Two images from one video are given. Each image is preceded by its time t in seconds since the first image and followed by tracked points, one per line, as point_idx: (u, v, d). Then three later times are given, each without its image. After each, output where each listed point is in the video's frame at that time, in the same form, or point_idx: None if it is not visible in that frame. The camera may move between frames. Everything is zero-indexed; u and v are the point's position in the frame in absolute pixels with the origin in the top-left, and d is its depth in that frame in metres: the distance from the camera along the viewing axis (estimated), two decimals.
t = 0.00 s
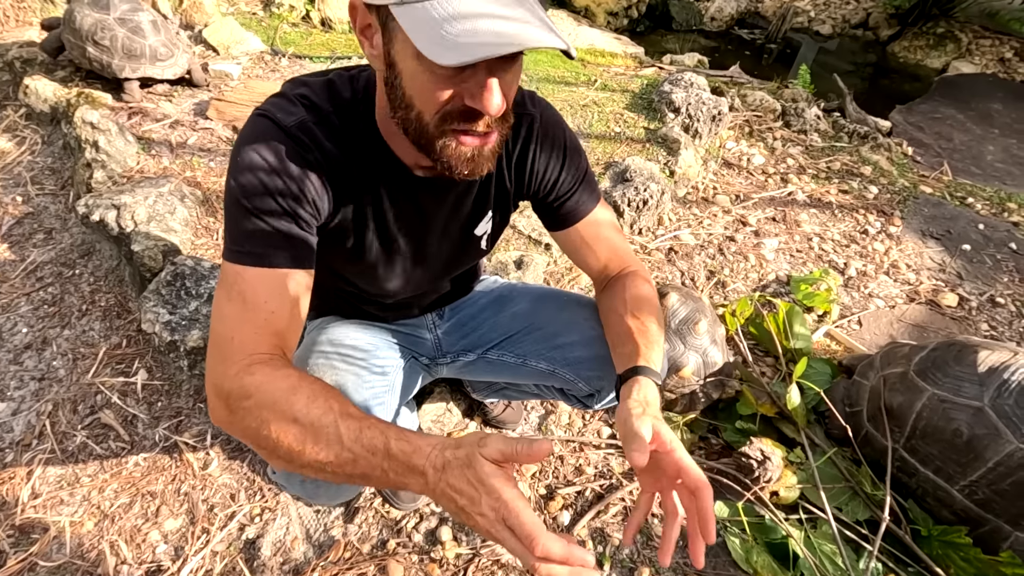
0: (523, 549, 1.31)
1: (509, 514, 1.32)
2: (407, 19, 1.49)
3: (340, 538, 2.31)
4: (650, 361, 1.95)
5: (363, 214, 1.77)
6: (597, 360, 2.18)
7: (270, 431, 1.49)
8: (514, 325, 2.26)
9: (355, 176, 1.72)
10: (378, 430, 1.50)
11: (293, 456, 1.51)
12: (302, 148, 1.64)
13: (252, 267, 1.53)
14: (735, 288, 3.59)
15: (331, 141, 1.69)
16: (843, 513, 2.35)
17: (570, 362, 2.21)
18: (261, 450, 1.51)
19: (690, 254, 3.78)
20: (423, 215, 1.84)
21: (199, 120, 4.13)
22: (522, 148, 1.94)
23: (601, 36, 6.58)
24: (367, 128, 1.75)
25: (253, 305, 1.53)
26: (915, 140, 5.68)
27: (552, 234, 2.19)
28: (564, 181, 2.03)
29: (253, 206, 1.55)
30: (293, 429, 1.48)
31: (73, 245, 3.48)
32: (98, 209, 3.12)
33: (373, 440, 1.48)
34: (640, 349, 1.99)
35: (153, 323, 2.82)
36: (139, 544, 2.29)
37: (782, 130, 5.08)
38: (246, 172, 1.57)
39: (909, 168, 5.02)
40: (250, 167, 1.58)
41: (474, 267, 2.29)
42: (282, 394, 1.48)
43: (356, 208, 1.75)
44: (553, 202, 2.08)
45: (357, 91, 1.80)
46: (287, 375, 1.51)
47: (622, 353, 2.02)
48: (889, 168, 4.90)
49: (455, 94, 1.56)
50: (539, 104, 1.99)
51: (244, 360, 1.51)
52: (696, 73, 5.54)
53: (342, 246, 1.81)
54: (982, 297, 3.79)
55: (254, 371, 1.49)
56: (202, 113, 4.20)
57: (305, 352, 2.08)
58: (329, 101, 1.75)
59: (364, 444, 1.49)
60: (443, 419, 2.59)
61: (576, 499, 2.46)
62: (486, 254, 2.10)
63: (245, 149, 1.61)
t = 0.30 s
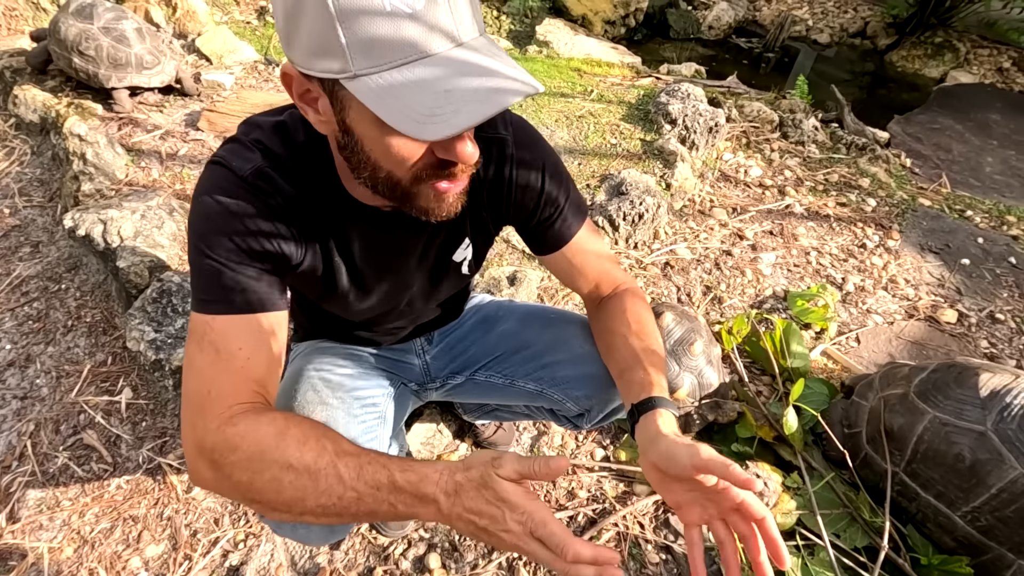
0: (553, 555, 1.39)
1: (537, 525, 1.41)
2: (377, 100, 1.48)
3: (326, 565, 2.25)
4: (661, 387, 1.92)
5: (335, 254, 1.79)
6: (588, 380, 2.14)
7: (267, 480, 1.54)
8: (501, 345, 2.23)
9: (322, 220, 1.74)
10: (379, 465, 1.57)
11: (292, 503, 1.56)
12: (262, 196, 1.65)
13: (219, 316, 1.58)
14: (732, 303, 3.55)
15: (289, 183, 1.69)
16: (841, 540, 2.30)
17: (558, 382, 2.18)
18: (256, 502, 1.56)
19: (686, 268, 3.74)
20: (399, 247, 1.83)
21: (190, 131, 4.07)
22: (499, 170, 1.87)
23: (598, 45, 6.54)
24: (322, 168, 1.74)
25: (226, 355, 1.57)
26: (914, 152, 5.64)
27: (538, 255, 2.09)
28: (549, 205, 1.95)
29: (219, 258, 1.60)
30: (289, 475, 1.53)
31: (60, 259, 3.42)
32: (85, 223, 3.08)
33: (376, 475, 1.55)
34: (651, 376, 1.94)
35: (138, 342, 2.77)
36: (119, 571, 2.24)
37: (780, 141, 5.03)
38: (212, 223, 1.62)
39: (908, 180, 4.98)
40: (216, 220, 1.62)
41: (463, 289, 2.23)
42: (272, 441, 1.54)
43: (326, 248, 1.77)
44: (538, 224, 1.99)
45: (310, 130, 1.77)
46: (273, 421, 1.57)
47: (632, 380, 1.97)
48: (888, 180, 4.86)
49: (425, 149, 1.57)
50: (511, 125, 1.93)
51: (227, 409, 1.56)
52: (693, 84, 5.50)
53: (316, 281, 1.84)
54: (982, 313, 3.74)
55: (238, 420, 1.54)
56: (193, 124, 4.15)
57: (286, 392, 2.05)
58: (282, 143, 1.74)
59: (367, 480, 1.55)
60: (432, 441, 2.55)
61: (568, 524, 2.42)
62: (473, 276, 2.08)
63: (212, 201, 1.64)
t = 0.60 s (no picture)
0: None
1: None
2: (452, 139, 1.41)
3: None
4: (632, 403, 1.90)
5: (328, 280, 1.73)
6: (567, 400, 2.09)
7: (213, 554, 1.44)
8: (485, 361, 2.19)
9: (317, 248, 1.67)
10: (335, 556, 1.42)
11: None
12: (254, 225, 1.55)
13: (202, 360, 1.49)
14: (730, 315, 3.48)
15: (285, 207, 1.61)
16: (842, 563, 2.23)
17: (540, 403, 2.11)
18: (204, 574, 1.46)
19: (683, 279, 3.67)
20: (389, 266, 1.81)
21: (179, 138, 4.00)
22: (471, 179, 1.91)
23: (595, 51, 6.49)
24: (326, 192, 1.68)
25: (195, 404, 1.49)
26: (914, 159, 5.59)
27: (511, 265, 2.11)
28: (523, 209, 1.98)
29: (202, 293, 1.48)
30: (235, 553, 1.42)
31: (44, 268, 3.34)
32: (68, 233, 3.01)
33: (330, 567, 1.40)
34: (616, 386, 1.94)
35: (120, 355, 2.70)
36: None
37: (779, 149, 4.97)
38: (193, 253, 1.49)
39: (908, 188, 4.92)
40: (194, 249, 1.50)
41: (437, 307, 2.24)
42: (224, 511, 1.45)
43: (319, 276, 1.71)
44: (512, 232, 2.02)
45: (310, 146, 1.72)
46: (226, 492, 1.47)
47: (594, 391, 1.97)
48: (887, 189, 4.80)
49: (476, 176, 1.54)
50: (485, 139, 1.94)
51: (186, 467, 1.48)
52: (691, 90, 5.44)
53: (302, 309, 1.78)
54: (984, 325, 3.68)
55: (192, 483, 1.46)
56: (183, 131, 4.08)
57: (258, 434, 1.97)
58: (279, 160, 1.66)
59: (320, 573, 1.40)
60: (421, 459, 2.48)
61: (561, 545, 2.35)
62: (456, 286, 2.09)
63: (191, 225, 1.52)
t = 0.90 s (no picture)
0: None
1: None
2: (371, 182, 1.37)
3: None
4: (634, 452, 1.86)
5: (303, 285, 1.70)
6: (573, 433, 2.07)
7: (197, 554, 1.42)
8: (484, 388, 2.13)
9: (288, 255, 1.65)
10: (322, 550, 1.41)
11: None
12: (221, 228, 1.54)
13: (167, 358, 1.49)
14: (730, 327, 3.42)
15: (256, 218, 1.59)
16: None
17: (544, 433, 2.09)
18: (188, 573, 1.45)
19: (682, 289, 3.61)
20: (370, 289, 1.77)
21: (171, 144, 3.95)
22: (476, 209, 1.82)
23: (593, 57, 6.44)
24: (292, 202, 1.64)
25: (173, 402, 1.49)
26: (916, 167, 5.53)
27: (521, 295, 2.02)
28: (532, 242, 1.90)
29: (163, 292, 1.49)
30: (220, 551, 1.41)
31: (31, 277, 3.28)
32: (54, 242, 2.96)
33: (317, 561, 1.39)
34: (621, 437, 1.89)
35: (105, 369, 2.64)
36: None
37: (779, 156, 4.91)
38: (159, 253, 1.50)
39: (909, 196, 4.87)
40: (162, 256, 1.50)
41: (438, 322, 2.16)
42: (207, 512, 1.43)
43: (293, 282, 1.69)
44: (520, 265, 1.95)
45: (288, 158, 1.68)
46: (208, 492, 1.44)
47: (600, 437, 1.92)
48: (889, 197, 4.74)
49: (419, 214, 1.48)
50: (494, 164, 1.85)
51: (167, 466, 1.46)
52: (690, 96, 5.39)
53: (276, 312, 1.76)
54: (988, 337, 3.62)
55: (174, 482, 1.44)
56: (174, 137, 4.02)
57: (249, 435, 1.94)
58: (254, 173, 1.64)
59: (307, 568, 1.39)
60: (411, 477, 2.41)
61: (556, 567, 2.29)
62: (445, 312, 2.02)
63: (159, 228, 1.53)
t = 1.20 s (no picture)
0: None
1: None
2: (301, 91, 1.39)
3: None
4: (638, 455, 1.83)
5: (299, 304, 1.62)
6: (575, 442, 2.02)
7: None
8: (483, 395, 2.09)
9: (286, 269, 1.59)
10: None
11: None
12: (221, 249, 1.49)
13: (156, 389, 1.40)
14: (731, 334, 3.37)
15: (257, 232, 1.54)
16: None
17: (543, 442, 2.05)
18: None
19: (682, 296, 3.56)
20: (364, 304, 1.72)
21: (165, 148, 3.89)
22: (478, 215, 1.79)
23: (592, 60, 6.40)
24: (295, 213, 1.61)
25: (157, 439, 1.39)
26: (917, 172, 5.49)
27: (522, 297, 2.00)
28: (533, 245, 1.87)
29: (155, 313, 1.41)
30: None
31: (20, 283, 3.22)
32: (43, 248, 2.90)
33: None
34: (624, 439, 1.86)
35: (92, 378, 2.58)
36: None
37: (779, 160, 4.87)
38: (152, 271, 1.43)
39: (912, 202, 4.82)
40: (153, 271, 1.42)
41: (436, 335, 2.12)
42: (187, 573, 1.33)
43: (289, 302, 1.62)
44: (523, 268, 1.93)
45: (288, 165, 1.64)
46: (193, 548, 1.36)
47: (602, 441, 1.89)
48: (891, 202, 4.69)
49: (360, 180, 1.47)
50: (497, 167, 1.85)
51: (148, 509, 1.37)
52: (690, 100, 5.35)
53: (273, 336, 1.68)
54: (992, 345, 3.57)
55: (153, 533, 1.35)
56: (168, 140, 3.97)
57: (227, 476, 1.84)
58: (253, 182, 1.58)
59: None
60: (405, 490, 2.35)
61: None
62: (448, 318, 1.98)
63: (152, 244, 1.46)
